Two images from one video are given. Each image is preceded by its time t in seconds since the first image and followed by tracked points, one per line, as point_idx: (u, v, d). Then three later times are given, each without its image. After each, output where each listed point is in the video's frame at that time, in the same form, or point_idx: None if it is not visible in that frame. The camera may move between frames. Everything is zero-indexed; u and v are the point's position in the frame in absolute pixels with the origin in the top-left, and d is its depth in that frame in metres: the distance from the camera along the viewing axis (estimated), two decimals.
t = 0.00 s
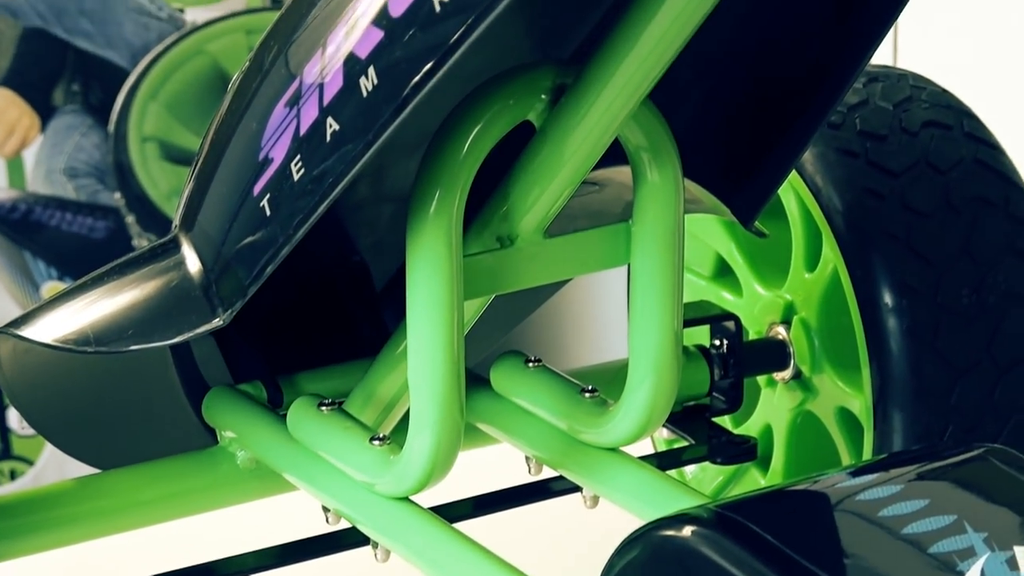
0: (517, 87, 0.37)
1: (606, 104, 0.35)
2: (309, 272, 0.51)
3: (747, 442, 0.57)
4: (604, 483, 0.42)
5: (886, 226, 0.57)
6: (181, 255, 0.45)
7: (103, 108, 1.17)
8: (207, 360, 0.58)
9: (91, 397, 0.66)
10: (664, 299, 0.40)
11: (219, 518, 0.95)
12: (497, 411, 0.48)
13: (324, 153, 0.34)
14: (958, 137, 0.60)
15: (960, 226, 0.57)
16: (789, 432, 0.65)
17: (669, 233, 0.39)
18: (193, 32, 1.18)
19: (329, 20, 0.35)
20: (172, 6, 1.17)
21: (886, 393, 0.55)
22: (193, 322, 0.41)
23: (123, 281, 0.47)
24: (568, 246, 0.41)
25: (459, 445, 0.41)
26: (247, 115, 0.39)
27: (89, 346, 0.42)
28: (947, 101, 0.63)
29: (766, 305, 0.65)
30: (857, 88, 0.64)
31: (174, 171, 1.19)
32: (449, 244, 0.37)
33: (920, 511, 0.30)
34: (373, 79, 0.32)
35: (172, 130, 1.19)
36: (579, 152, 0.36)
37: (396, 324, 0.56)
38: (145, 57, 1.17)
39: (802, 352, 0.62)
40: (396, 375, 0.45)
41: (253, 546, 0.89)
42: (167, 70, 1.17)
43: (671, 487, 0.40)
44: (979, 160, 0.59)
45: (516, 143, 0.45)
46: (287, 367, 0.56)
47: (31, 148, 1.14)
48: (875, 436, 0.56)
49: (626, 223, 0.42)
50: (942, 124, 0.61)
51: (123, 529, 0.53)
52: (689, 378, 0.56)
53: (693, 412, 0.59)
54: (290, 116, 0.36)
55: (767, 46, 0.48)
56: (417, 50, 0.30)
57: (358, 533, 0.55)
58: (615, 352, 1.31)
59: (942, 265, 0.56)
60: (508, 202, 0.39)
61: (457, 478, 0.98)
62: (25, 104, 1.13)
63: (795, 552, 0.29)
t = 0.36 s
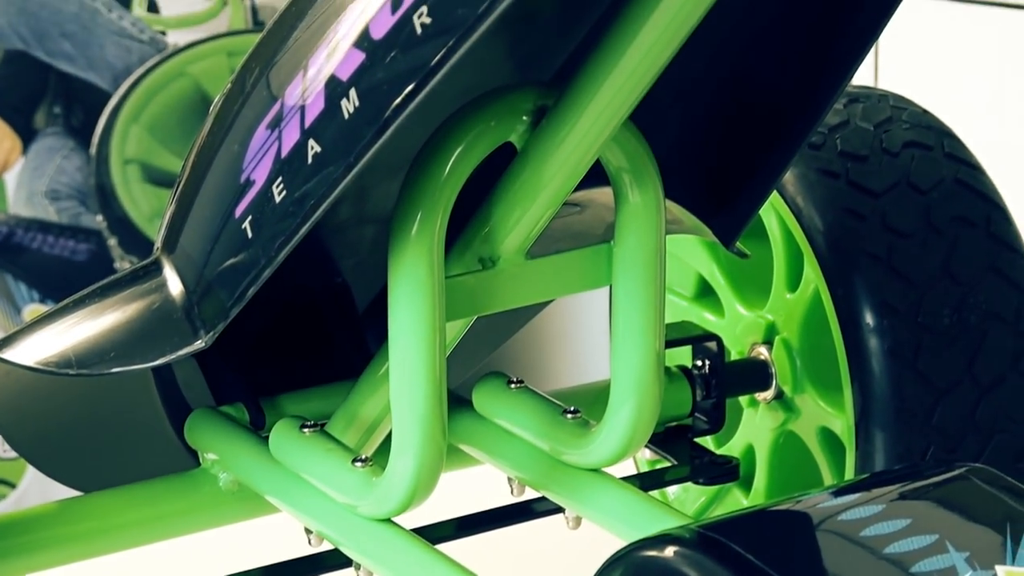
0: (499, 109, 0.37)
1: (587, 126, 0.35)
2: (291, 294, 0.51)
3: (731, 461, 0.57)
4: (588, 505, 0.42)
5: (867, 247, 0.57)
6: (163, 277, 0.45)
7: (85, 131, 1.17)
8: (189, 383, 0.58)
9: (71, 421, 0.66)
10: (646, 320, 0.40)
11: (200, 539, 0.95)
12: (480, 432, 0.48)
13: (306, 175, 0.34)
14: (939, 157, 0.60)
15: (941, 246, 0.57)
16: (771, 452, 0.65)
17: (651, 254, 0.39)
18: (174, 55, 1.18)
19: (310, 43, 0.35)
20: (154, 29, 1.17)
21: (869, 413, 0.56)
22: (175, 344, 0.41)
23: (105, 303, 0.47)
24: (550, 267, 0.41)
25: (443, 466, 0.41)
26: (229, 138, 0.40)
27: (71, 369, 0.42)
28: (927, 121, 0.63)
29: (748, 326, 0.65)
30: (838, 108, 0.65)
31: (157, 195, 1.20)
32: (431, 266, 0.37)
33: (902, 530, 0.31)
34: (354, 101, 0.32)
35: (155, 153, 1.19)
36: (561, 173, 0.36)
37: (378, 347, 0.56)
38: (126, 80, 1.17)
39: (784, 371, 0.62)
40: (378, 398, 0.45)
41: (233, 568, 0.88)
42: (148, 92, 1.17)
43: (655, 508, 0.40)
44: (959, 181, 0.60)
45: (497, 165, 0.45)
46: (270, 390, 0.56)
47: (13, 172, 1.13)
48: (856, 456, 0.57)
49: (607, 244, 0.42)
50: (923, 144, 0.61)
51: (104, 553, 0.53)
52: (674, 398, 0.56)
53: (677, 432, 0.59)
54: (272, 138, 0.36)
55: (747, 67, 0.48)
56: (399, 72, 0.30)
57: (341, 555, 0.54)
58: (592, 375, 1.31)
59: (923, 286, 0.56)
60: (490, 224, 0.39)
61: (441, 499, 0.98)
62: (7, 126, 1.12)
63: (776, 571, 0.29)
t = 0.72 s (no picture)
0: (483, 135, 0.37)
1: (571, 152, 0.35)
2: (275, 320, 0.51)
3: (714, 486, 0.56)
4: (572, 530, 0.42)
5: (851, 272, 0.57)
6: (148, 302, 0.45)
7: (70, 157, 1.16)
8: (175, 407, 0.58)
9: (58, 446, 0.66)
10: (631, 345, 0.40)
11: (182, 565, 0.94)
12: (464, 457, 0.48)
13: (291, 201, 0.34)
14: (922, 182, 0.61)
15: (924, 270, 0.58)
16: (757, 476, 0.65)
17: (635, 278, 0.40)
18: (160, 80, 1.18)
19: (295, 69, 0.36)
20: (139, 56, 1.16)
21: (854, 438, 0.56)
22: (160, 369, 0.41)
23: (90, 328, 0.47)
24: (534, 292, 0.41)
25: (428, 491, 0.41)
26: (214, 163, 0.40)
27: (55, 396, 0.43)
28: (911, 146, 0.64)
29: (733, 351, 0.65)
30: (822, 133, 0.65)
31: (141, 221, 1.22)
32: (415, 291, 0.37)
33: (886, 555, 0.31)
34: (338, 126, 0.32)
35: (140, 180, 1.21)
36: (545, 199, 0.36)
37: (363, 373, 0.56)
38: (111, 105, 1.17)
39: (769, 396, 0.63)
40: (363, 423, 0.45)
41: None
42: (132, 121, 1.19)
43: (639, 534, 0.40)
44: (943, 206, 0.60)
45: (482, 189, 0.46)
46: (256, 416, 0.56)
47: None
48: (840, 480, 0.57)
49: (592, 269, 0.43)
50: (906, 168, 0.62)
51: None
52: (656, 425, 0.56)
53: (660, 458, 0.58)
54: (256, 164, 0.36)
55: (731, 93, 0.49)
56: (385, 97, 0.31)
57: None
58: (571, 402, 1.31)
59: (907, 311, 0.57)
60: (474, 249, 0.39)
61: (426, 525, 0.98)
62: None
63: None
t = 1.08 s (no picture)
0: (464, 162, 0.38)
1: (552, 179, 0.35)
2: (258, 346, 0.51)
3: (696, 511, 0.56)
4: (555, 556, 0.42)
5: (832, 298, 0.58)
6: (129, 330, 0.45)
7: (52, 184, 1.15)
8: (156, 434, 0.57)
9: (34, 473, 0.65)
10: (613, 371, 0.40)
11: None
12: (446, 484, 0.48)
13: (272, 228, 0.34)
14: (903, 208, 0.62)
15: (906, 295, 0.58)
16: (739, 501, 0.65)
17: (616, 304, 0.40)
18: (141, 108, 1.18)
19: (276, 97, 0.36)
20: (121, 82, 1.18)
21: (835, 463, 0.56)
22: (141, 398, 0.41)
23: (72, 356, 0.47)
24: (516, 318, 0.41)
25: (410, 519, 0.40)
26: (195, 191, 0.40)
27: (39, 423, 0.42)
28: (891, 172, 0.64)
29: (714, 377, 0.66)
30: (803, 159, 0.66)
31: (123, 248, 1.18)
32: (397, 317, 0.37)
33: None
34: (320, 153, 0.32)
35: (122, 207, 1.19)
36: (527, 225, 0.37)
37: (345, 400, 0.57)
38: (93, 133, 1.17)
39: (750, 422, 0.63)
40: (346, 449, 0.45)
41: None
42: (112, 147, 1.17)
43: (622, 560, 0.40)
44: (923, 231, 0.61)
45: (464, 216, 0.46)
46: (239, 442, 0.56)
47: None
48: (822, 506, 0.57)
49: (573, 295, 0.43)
50: (886, 195, 0.62)
51: None
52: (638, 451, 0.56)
53: (643, 484, 0.58)
54: (238, 191, 0.36)
55: (713, 119, 0.49)
56: (366, 124, 0.31)
57: None
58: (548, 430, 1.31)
59: (888, 336, 0.57)
60: (455, 275, 0.40)
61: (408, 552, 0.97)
62: None
63: None
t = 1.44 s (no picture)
0: (444, 183, 0.38)
1: (532, 201, 0.36)
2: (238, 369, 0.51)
3: (678, 533, 0.56)
4: None
5: (812, 318, 0.58)
6: (109, 352, 0.45)
7: (31, 207, 1.14)
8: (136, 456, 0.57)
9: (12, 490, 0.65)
10: (594, 393, 0.40)
11: None
12: (426, 505, 0.48)
13: (252, 250, 0.34)
14: (882, 229, 0.62)
15: (885, 317, 0.59)
16: (719, 523, 0.65)
17: (597, 325, 0.40)
18: (120, 130, 1.18)
19: (256, 119, 0.36)
20: (100, 105, 1.16)
21: (815, 484, 0.56)
22: (121, 420, 0.41)
23: (53, 378, 0.46)
24: (497, 340, 0.41)
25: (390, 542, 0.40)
26: (175, 213, 0.40)
27: (18, 446, 0.42)
28: (870, 193, 0.65)
29: (695, 398, 0.66)
30: (782, 180, 0.66)
31: (104, 271, 1.20)
32: (377, 339, 0.37)
33: None
34: (300, 175, 0.32)
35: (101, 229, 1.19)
36: (507, 245, 0.37)
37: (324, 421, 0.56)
38: (71, 155, 1.16)
39: (731, 444, 0.63)
40: (326, 471, 0.45)
41: None
42: (91, 171, 1.17)
43: None
44: (902, 252, 0.61)
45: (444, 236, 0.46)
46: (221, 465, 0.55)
47: None
48: (803, 527, 0.57)
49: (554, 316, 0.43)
50: (866, 216, 0.63)
51: None
52: (615, 472, 0.56)
53: (624, 505, 0.58)
54: (217, 214, 0.36)
55: (693, 139, 0.50)
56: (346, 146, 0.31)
57: None
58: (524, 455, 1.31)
59: (867, 357, 0.58)
60: (435, 297, 0.40)
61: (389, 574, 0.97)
62: None
63: None
